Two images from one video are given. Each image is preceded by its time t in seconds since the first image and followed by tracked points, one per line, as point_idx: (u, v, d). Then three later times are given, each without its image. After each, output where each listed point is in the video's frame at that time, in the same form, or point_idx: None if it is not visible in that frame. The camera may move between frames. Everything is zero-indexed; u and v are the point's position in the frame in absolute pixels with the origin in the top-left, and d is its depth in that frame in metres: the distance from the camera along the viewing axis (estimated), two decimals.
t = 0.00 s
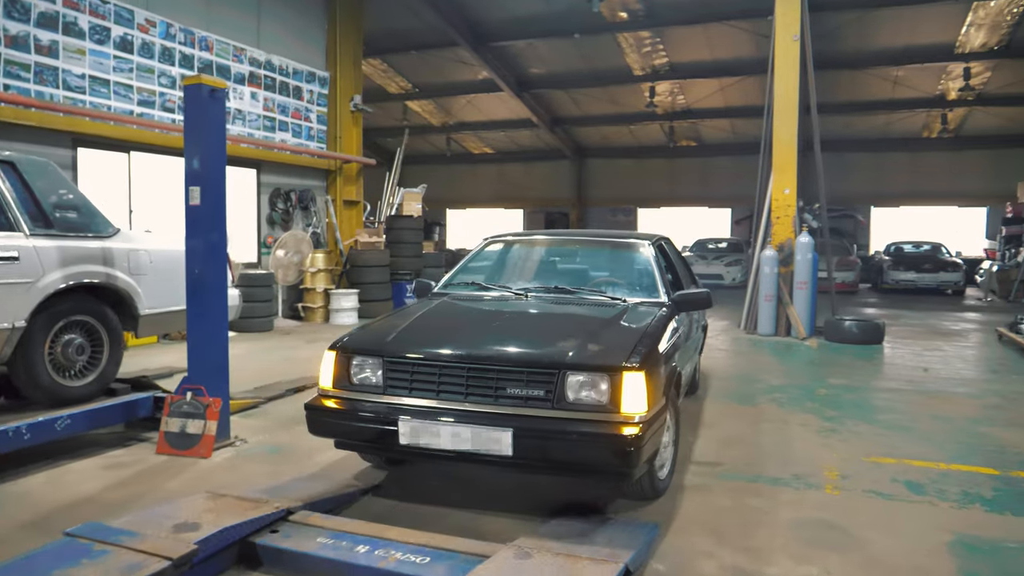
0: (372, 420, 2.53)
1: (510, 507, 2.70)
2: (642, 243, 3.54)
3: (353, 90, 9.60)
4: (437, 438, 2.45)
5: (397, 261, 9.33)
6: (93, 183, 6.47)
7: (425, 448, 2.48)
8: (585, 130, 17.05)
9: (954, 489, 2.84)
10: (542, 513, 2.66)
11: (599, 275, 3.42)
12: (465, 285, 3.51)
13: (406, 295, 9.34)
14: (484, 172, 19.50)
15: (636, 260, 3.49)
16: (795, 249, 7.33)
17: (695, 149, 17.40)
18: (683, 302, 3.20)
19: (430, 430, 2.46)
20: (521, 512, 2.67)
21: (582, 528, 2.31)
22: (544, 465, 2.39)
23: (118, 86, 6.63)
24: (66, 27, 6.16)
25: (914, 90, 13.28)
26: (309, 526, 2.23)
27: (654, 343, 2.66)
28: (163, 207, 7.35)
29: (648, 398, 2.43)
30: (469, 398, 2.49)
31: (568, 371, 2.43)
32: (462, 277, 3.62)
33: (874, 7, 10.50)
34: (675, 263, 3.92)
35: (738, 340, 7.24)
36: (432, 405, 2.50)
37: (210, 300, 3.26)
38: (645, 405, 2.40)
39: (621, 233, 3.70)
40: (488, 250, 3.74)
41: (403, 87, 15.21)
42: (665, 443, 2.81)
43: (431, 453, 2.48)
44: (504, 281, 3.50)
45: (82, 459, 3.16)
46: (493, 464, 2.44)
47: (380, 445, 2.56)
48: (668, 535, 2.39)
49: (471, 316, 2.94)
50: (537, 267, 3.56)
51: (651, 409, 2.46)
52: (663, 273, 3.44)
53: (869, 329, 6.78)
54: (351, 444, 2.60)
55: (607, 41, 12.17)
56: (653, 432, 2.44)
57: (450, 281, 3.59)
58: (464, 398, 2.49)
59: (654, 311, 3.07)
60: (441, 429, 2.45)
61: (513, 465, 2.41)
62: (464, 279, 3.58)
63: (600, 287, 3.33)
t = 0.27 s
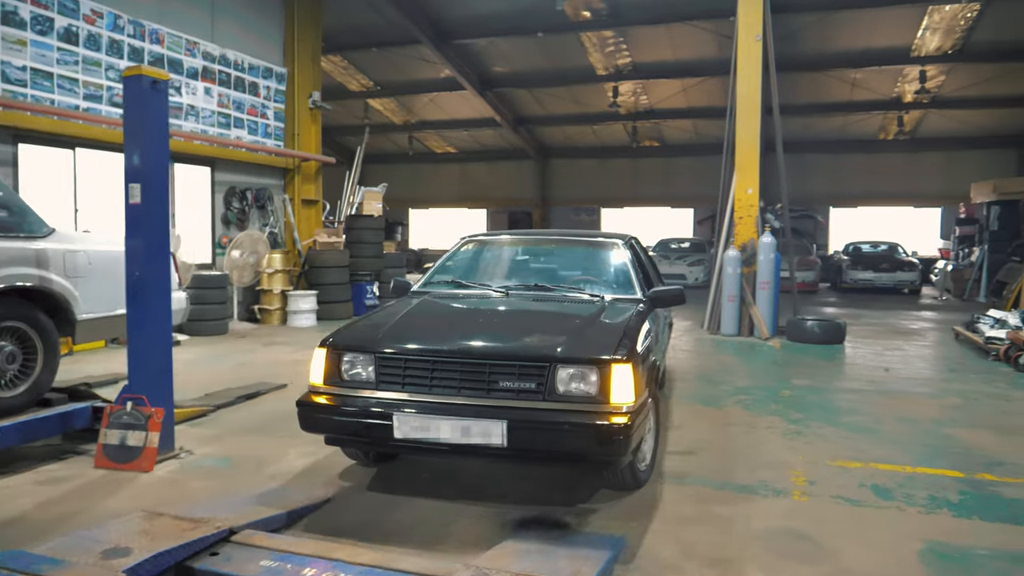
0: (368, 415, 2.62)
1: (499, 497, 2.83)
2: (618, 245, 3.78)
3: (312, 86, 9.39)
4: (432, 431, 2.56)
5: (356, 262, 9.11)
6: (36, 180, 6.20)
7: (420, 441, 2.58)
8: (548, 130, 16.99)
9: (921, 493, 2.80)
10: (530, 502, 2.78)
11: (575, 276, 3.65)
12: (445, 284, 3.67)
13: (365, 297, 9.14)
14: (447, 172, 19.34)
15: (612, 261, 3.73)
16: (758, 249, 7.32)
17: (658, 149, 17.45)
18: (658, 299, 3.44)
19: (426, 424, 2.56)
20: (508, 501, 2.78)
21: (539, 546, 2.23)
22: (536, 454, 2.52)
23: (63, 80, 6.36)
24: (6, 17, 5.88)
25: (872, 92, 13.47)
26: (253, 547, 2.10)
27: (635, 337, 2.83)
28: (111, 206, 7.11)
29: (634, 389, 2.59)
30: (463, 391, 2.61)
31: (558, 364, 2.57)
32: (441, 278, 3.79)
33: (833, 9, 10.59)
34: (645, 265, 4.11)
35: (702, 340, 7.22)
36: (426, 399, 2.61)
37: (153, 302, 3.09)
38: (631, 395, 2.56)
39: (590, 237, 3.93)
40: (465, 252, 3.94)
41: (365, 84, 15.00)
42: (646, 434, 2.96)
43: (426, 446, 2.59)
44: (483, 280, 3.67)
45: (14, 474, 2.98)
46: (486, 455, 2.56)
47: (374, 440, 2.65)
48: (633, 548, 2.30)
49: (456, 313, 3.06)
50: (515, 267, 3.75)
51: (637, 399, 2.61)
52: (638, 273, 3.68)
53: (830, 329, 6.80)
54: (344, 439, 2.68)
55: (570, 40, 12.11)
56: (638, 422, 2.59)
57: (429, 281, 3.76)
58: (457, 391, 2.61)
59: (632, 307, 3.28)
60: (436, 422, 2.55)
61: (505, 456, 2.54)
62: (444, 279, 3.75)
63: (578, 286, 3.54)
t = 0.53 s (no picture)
0: (358, 416, 2.64)
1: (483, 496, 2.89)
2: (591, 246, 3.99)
3: (269, 84, 9.18)
4: (424, 430, 2.60)
5: (315, 263, 8.90)
6: None
7: (411, 441, 2.62)
8: (511, 129, 16.88)
9: (890, 500, 2.74)
10: (514, 499, 2.85)
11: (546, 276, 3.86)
12: (423, 286, 3.81)
13: (325, 299, 8.95)
14: (410, 171, 19.13)
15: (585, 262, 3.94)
16: (721, 250, 7.30)
17: (621, 149, 17.46)
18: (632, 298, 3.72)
19: (417, 424, 2.60)
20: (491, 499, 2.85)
21: (497, 573, 2.11)
22: (527, 453, 2.58)
23: (3, 74, 6.08)
24: None
25: (832, 93, 13.61)
26: None
27: (616, 337, 2.93)
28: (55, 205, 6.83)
29: (619, 387, 2.69)
30: (453, 392, 2.66)
31: (548, 364, 2.64)
32: (417, 279, 3.94)
33: (794, 10, 10.65)
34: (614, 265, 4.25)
35: (664, 342, 7.17)
36: (417, 399, 2.65)
37: (87, 310, 2.90)
38: (617, 393, 2.65)
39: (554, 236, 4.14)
40: (438, 252, 4.10)
41: (325, 82, 14.74)
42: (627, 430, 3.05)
43: (417, 446, 2.63)
44: (460, 281, 3.83)
45: None
46: (477, 453, 2.61)
47: (363, 441, 2.68)
48: (597, 566, 2.20)
49: (441, 314, 3.11)
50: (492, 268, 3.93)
51: (622, 397, 2.71)
52: (611, 273, 3.90)
53: (793, 329, 6.79)
54: (333, 440, 2.69)
55: (533, 38, 12.03)
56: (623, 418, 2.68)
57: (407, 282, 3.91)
58: (448, 392, 2.66)
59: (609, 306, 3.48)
60: (428, 422, 2.60)
61: (496, 455, 2.60)
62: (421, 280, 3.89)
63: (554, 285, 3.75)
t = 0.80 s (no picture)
0: (350, 418, 2.60)
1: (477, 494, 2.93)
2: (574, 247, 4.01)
3: (235, 81, 9.03)
4: (420, 430, 2.57)
5: (284, 265, 8.69)
6: None
7: (407, 441, 2.58)
8: (485, 129, 16.75)
9: (872, 510, 2.66)
10: (506, 496, 2.90)
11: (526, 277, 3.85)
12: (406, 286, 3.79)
13: (294, 301, 8.73)
14: (383, 171, 18.93)
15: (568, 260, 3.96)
16: (697, 250, 7.23)
17: (596, 149, 17.42)
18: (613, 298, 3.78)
19: (411, 424, 2.57)
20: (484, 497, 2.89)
21: None
22: (524, 451, 2.57)
23: None
24: None
25: (804, 93, 13.67)
26: None
27: (605, 337, 2.94)
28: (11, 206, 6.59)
29: (612, 384, 2.69)
30: (448, 391, 2.63)
31: (542, 362, 2.63)
32: (399, 281, 3.90)
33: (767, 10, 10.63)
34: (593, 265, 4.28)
35: (640, 344, 7.10)
36: (412, 399, 2.62)
37: (29, 316, 2.73)
38: (610, 391, 2.66)
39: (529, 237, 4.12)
40: (417, 255, 4.06)
41: (297, 80, 14.53)
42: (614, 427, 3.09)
43: (413, 445, 2.59)
44: (443, 281, 3.82)
45: None
46: (474, 452, 2.59)
47: (357, 441, 2.63)
48: None
49: (430, 314, 3.08)
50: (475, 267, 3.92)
51: (614, 394, 2.71)
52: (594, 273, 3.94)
53: (769, 331, 6.73)
54: (327, 441, 2.65)
55: (506, 37, 11.92)
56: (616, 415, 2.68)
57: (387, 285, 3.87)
58: (443, 392, 2.63)
59: (593, 306, 3.50)
60: (424, 422, 2.56)
61: (493, 453, 2.58)
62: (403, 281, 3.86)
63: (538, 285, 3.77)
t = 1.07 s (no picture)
0: (352, 420, 2.59)
1: (474, 491, 2.97)
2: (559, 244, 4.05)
3: (207, 78, 8.81)
4: (421, 432, 2.58)
5: (258, 266, 8.49)
6: None
7: (407, 443, 2.59)
8: (465, 128, 16.60)
9: (862, 523, 2.55)
10: (504, 492, 2.95)
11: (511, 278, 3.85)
12: (393, 288, 3.76)
13: (269, 303, 8.54)
14: (363, 170, 18.71)
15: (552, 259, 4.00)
16: (679, 250, 7.13)
17: (577, 149, 17.34)
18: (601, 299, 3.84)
19: (412, 426, 2.57)
20: (481, 494, 2.94)
21: None
22: (523, 451, 2.60)
23: None
24: None
25: (785, 93, 13.65)
26: None
27: (598, 337, 2.97)
28: None
29: (607, 385, 2.73)
30: (448, 393, 2.64)
31: (540, 363, 2.65)
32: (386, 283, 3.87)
33: (749, 9, 10.58)
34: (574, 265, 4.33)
35: (621, 346, 6.99)
36: (412, 402, 2.62)
37: None
38: (606, 391, 2.69)
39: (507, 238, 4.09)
40: (402, 256, 4.03)
41: (273, 78, 14.32)
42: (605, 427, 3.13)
43: (413, 447, 2.60)
44: (431, 281, 3.80)
45: None
46: (474, 452, 2.61)
47: (357, 444, 2.63)
48: None
49: (426, 317, 3.08)
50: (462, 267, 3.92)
51: (609, 395, 2.75)
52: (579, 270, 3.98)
53: (753, 333, 6.64)
54: (326, 444, 2.65)
55: (486, 34, 11.78)
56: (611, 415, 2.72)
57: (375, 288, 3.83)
58: (443, 394, 2.64)
59: (583, 306, 3.57)
60: (424, 423, 2.57)
61: (493, 454, 2.60)
62: (390, 282, 3.83)
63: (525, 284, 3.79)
